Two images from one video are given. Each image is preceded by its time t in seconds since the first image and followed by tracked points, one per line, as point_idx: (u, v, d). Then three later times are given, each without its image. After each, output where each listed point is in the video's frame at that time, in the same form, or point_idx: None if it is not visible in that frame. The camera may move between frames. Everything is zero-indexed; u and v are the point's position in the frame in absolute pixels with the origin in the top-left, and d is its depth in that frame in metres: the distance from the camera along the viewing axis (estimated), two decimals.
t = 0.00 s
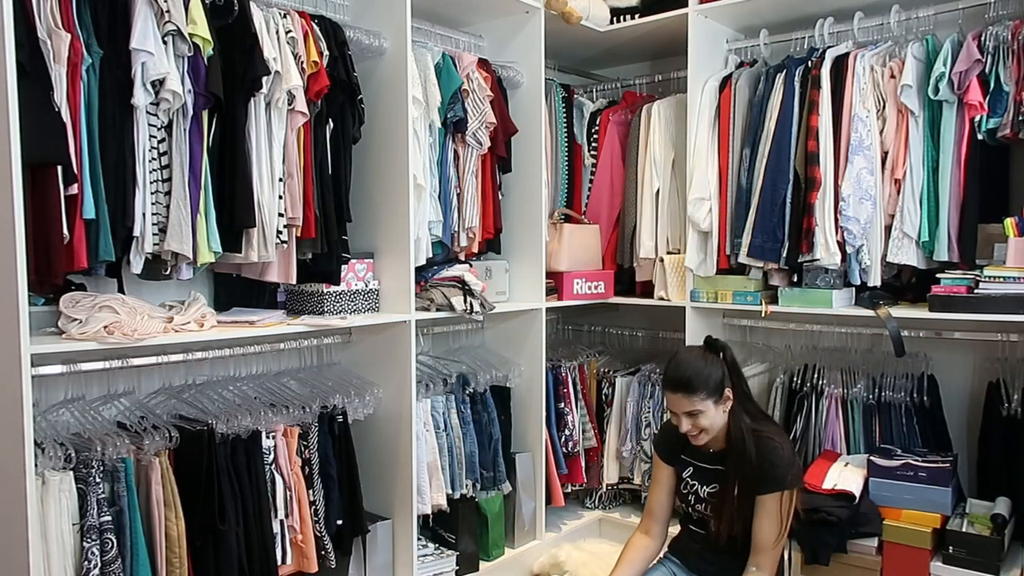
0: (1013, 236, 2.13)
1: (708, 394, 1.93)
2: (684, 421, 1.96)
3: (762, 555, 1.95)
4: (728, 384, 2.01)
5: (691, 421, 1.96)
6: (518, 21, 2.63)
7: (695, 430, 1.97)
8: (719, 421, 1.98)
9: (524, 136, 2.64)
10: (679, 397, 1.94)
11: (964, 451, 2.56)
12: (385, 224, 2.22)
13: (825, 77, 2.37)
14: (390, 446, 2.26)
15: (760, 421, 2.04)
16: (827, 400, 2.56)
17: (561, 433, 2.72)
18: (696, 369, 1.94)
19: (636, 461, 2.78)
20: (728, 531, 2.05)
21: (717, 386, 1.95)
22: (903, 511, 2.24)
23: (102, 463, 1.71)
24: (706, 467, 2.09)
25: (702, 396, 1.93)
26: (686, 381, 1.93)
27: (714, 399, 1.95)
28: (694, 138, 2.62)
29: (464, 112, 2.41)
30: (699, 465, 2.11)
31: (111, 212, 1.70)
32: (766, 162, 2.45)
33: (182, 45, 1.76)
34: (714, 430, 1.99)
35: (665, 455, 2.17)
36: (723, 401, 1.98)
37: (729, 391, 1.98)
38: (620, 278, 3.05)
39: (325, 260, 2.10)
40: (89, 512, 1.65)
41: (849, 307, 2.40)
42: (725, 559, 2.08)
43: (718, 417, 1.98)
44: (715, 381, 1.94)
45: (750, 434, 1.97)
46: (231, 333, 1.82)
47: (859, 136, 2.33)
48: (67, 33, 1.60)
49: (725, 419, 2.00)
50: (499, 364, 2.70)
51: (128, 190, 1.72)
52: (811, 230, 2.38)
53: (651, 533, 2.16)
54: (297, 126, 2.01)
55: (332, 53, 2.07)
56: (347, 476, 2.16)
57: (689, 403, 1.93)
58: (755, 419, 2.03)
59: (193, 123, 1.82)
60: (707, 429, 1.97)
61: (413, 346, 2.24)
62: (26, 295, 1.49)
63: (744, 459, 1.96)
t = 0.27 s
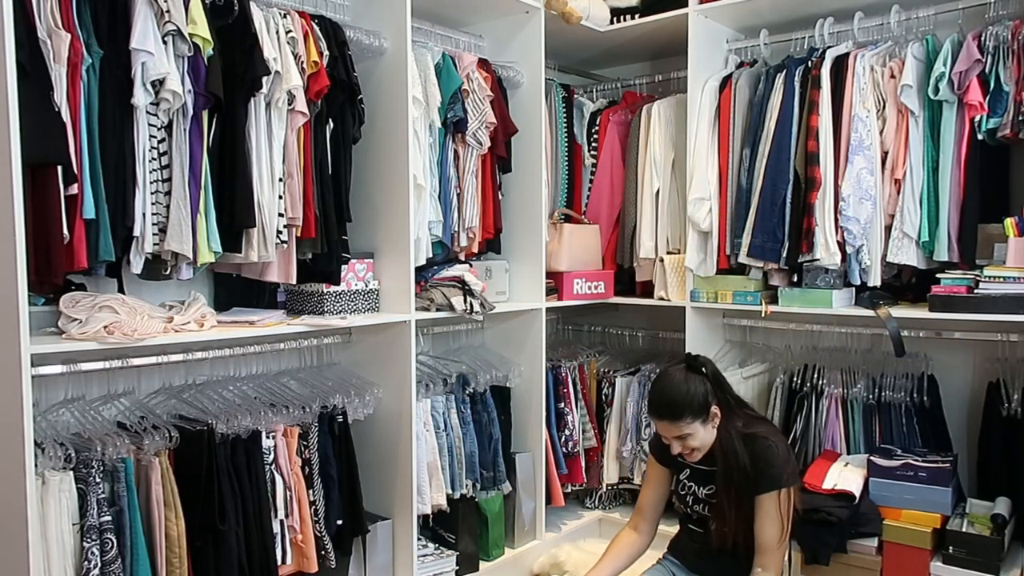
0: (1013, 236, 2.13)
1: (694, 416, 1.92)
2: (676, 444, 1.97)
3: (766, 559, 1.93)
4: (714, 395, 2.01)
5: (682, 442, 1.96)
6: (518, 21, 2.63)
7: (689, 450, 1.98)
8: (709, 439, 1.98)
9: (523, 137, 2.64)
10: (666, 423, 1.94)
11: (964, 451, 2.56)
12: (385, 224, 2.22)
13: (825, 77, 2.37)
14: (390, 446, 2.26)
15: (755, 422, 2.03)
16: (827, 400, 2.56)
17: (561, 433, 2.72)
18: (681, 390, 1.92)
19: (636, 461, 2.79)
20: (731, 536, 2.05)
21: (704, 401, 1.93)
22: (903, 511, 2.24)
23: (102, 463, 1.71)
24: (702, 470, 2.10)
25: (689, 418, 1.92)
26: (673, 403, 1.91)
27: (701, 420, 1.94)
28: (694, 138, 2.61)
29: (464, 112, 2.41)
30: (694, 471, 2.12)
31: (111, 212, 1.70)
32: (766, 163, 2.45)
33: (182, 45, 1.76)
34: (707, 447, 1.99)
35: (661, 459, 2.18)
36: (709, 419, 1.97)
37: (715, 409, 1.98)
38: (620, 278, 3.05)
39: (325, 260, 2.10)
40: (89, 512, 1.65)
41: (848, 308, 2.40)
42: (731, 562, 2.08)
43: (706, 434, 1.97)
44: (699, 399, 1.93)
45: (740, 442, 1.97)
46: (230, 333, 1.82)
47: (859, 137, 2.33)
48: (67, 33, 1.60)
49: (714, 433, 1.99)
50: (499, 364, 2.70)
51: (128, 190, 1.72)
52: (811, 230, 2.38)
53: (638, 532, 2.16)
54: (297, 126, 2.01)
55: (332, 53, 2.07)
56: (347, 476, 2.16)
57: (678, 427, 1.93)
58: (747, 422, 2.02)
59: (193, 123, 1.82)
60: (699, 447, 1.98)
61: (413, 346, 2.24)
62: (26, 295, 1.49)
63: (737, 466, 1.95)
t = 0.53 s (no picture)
0: (1013, 236, 2.13)
1: (689, 428, 1.93)
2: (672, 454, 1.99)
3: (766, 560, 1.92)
4: (706, 405, 2.00)
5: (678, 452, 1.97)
6: (518, 21, 2.63)
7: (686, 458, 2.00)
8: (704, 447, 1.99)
9: (523, 137, 2.64)
10: (662, 436, 1.94)
11: (964, 451, 2.56)
12: (385, 224, 2.22)
13: (825, 77, 2.37)
14: (390, 446, 2.26)
15: (750, 425, 2.03)
16: (827, 400, 2.56)
17: (560, 433, 2.73)
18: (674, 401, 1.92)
19: (636, 461, 2.79)
20: (723, 539, 2.06)
21: (697, 409, 1.94)
22: (903, 511, 2.24)
23: (102, 463, 1.71)
24: (699, 471, 2.13)
25: (683, 429, 1.92)
26: (667, 415, 1.91)
27: (695, 431, 1.95)
28: (694, 138, 2.62)
29: (464, 112, 2.41)
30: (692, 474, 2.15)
31: (111, 212, 1.70)
32: (766, 163, 2.45)
33: (182, 45, 1.76)
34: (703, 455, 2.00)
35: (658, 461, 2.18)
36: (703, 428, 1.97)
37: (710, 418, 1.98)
38: (620, 278, 3.05)
39: (325, 260, 2.10)
40: (89, 512, 1.65)
41: (848, 308, 2.40)
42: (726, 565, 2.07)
43: (701, 443, 1.98)
44: (691, 408, 1.93)
45: (735, 447, 1.97)
46: (231, 333, 1.82)
47: (859, 137, 2.33)
48: (67, 33, 1.60)
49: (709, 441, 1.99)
50: (499, 364, 2.70)
51: (128, 190, 1.72)
52: (811, 230, 2.38)
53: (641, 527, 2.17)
54: (297, 126, 2.01)
55: (332, 53, 2.07)
56: (347, 476, 2.16)
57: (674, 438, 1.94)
58: (743, 425, 2.02)
59: (193, 123, 1.82)
60: (696, 455, 1.99)
61: (413, 346, 2.24)
62: (26, 295, 1.49)
63: (731, 471, 1.95)
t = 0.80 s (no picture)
0: (1013, 236, 2.13)
1: (686, 429, 1.93)
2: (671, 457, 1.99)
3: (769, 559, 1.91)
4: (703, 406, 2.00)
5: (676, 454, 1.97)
6: (518, 21, 2.63)
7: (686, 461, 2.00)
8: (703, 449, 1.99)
9: (524, 136, 2.64)
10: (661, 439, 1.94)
11: (964, 451, 2.56)
12: (385, 224, 2.22)
13: (825, 78, 2.37)
14: (390, 446, 2.26)
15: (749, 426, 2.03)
16: (827, 400, 2.56)
17: (560, 433, 2.73)
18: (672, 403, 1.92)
19: (636, 461, 2.79)
20: (721, 539, 2.06)
21: (694, 411, 1.94)
22: (903, 511, 2.24)
23: (102, 463, 1.71)
24: (698, 471, 2.13)
25: (680, 431, 1.92)
26: (664, 416, 1.92)
27: (693, 432, 1.95)
28: (694, 138, 2.62)
29: (464, 112, 2.41)
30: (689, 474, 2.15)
31: (111, 211, 1.70)
32: (766, 163, 2.45)
33: (182, 45, 1.76)
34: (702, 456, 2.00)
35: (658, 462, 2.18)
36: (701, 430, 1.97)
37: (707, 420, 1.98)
38: (620, 278, 3.05)
39: (325, 260, 2.10)
40: (89, 512, 1.65)
41: (848, 308, 2.40)
42: (725, 566, 2.08)
43: (699, 444, 1.98)
44: (688, 410, 1.93)
45: (734, 448, 1.97)
46: (231, 333, 1.82)
47: (859, 137, 2.33)
48: (67, 33, 1.60)
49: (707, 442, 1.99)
50: (499, 364, 2.69)
51: (128, 190, 1.72)
52: (811, 230, 2.38)
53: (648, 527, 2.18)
54: (297, 126, 2.01)
55: (332, 53, 2.07)
56: (347, 476, 2.16)
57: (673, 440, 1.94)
58: (741, 426, 2.02)
59: (193, 123, 1.82)
60: (695, 456, 1.99)
61: (413, 346, 2.24)
62: (26, 295, 1.49)
63: (728, 472, 1.95)
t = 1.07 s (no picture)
0: (1012, 236, 2.13)
1: (686, 421, 1.93)
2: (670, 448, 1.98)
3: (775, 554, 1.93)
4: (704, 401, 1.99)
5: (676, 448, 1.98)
6: (518, 21, 2.63)
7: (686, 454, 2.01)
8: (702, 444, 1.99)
9: (524, 136, 2.64)
10: (660, 429, 1.94)
11: (964, 451, 2.56)
12: (385, 224, 2.22)
13: (825, 78, 2.38)
14: (390, 446, 2.26)
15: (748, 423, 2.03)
16: (827, 400, 2.56)
17: (560, 433, 2.73)
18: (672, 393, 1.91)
19: (636, 461, 2.79)
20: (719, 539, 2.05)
21: (695, 404, 1.94)
22: (903, 511, 2.24)
23: (102, 463, 1.71)
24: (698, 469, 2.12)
25: (680, 423, 1.92)
26: (666, 407, 1.91)
27: (693, 424, 1.95)
28: (694, 138, 2.62)
29: (464, 112, 2.41)
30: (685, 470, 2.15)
31: (111, 211, 1.70)
32: (766, 163, 2.45)
33: (182, 45, 1.76)
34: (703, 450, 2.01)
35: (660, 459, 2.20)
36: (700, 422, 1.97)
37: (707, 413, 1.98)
38: (620, 278, 3.05)
39: (325, 260, 2.10)
40: (89, 512, 1.65)
41: (849, 308, 2.40)
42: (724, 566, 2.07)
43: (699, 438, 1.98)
44: (690, 404, 1.93)
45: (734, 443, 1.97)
46: (231, 333, 1.82)
47: (859, 137, 2.33)
48: (67, 33, 1.60)
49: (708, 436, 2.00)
50: (499, 364, 2.69)
51: (128, 190, 1.72)
52: (811, 230, 2.38)
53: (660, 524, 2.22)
54: (297, 126, 2.01)
55: (332, 53, 2.07)
56: (347, 476, 2.16)
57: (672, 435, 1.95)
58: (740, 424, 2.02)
59: (193, 123, 1.82)
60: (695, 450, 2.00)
61: (413, 346, 2.24)
62: (26, 295, 1.49)
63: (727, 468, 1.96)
